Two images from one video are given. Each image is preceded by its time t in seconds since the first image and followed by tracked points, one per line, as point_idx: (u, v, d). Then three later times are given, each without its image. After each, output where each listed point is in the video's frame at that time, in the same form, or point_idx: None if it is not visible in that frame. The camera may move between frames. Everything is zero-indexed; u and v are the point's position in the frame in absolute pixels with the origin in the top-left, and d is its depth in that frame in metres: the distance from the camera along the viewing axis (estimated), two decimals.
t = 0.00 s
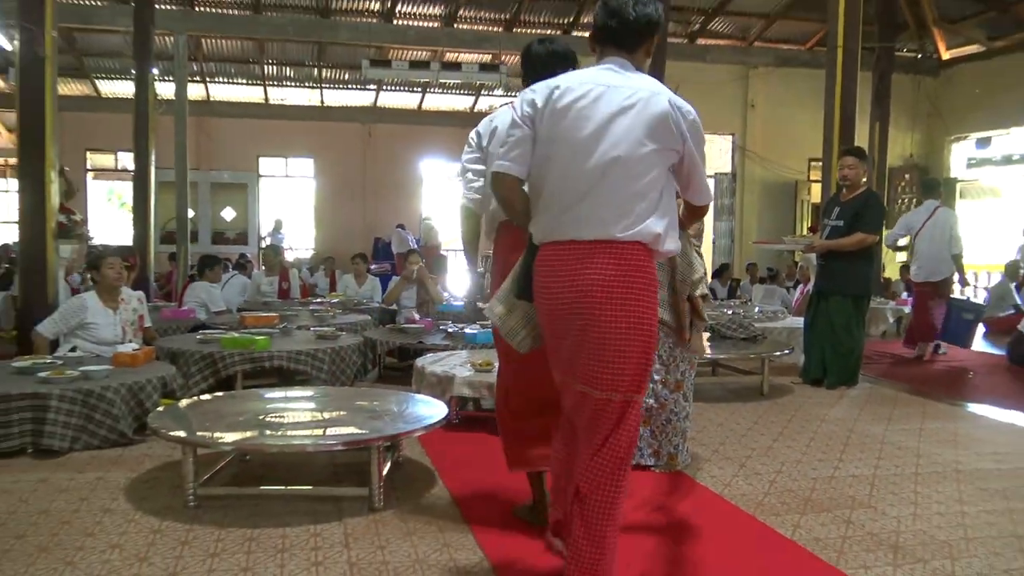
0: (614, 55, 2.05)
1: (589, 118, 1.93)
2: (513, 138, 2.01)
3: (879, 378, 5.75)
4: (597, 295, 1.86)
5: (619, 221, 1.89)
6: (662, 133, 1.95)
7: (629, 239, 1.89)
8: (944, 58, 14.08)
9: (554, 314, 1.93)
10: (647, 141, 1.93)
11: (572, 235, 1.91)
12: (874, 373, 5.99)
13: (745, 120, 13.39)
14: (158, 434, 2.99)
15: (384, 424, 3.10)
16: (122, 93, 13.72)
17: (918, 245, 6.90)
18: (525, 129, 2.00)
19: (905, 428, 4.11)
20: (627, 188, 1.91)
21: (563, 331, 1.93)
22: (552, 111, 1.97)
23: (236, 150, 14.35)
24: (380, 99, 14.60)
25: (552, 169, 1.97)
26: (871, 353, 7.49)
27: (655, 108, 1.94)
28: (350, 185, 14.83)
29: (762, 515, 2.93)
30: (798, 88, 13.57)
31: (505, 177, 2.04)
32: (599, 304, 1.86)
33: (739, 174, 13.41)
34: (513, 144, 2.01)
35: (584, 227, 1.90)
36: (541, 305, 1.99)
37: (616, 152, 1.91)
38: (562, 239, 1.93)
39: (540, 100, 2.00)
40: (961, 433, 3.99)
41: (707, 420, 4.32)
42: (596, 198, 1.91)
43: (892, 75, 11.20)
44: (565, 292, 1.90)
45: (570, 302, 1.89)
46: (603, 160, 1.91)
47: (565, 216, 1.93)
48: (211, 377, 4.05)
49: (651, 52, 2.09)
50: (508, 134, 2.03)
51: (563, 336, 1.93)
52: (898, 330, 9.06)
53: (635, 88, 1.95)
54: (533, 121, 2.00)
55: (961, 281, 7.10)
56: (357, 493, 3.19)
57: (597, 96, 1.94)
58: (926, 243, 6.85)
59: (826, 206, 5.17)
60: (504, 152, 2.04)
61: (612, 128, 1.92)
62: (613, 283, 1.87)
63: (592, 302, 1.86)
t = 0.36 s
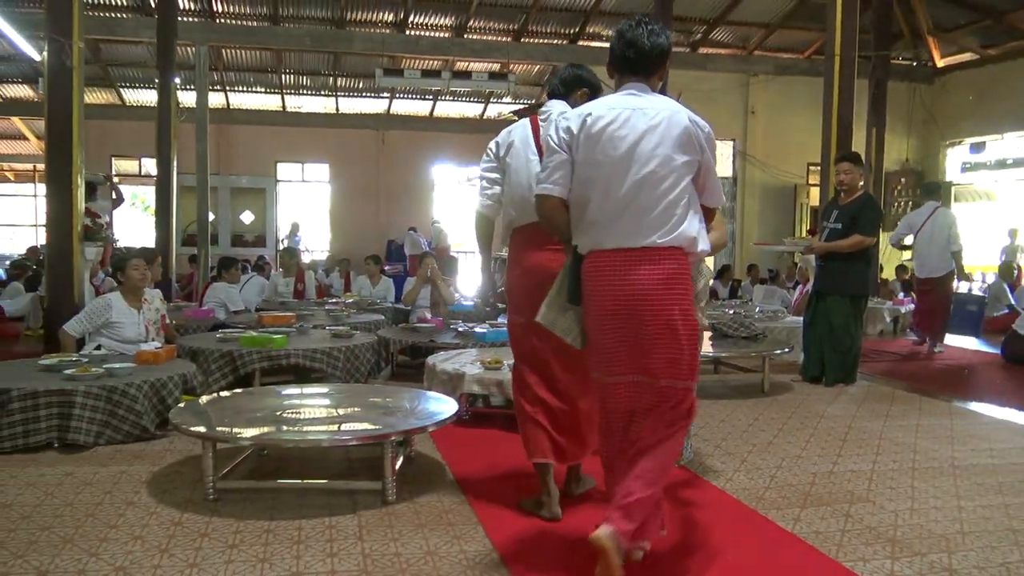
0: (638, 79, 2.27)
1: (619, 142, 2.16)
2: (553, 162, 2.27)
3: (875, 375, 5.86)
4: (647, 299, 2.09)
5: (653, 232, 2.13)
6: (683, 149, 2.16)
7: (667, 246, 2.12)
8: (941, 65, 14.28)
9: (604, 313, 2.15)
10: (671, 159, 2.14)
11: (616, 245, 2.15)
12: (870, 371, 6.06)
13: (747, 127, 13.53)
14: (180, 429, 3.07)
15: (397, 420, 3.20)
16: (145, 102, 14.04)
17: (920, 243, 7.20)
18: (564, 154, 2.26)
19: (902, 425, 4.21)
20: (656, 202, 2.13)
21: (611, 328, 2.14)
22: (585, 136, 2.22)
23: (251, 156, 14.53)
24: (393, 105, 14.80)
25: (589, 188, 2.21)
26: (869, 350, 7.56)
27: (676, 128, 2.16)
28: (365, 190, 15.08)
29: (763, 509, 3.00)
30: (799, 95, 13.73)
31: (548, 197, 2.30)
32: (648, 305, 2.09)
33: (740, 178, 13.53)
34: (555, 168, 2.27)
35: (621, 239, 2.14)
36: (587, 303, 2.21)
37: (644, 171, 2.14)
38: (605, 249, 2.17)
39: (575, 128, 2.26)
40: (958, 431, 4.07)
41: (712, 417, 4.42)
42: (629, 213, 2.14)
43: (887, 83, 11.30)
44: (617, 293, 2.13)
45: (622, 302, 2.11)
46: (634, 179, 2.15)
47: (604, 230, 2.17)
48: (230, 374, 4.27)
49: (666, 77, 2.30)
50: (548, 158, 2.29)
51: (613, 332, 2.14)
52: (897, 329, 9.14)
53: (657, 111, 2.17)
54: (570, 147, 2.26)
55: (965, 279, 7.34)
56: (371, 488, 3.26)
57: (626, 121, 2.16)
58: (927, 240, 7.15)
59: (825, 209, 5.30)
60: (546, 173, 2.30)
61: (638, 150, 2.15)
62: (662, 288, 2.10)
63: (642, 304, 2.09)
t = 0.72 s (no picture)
0: (673, 93, 2.57)
1: (660, 152, 2.45)
2: (597, 171, 2.57)
3: (885, 376, 5.84)
4: (699, 299, 2.47)
5: (695, 233, 2.46)
6: (718, 159, 2.48)
7: (706, 248, 2.47)
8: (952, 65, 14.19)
9: (663, 308, 2.46)
10: (709, 170, 2.46)
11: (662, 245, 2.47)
12: (880, 372, 6.05)
13: (756, 126, 13.50)
14: (190, 430, 3.09)
15: (406, 420, 3.21)
16: (156, 104, 14.11)
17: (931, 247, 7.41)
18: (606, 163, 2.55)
19: (913, 426, 4.19)
20: (695, 206, 2.44)
21: (664, 322, 2.46)
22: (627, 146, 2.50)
23: (261, 158, 14.60)
24: (402, 107, 14.81)
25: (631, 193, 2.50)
26: (878, 351, 7.54)
27: (712, 141, 2.47)
28: (374, 191, 15.12)
29: (772, 510, 3.00)
30: (807, 95, 13.70)
31: (592, 201, 2.60)
32: (701, 305, 2.47)
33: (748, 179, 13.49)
34: (599, 175, 2.58)
35: (666, 240, 2.46)
36: (638, 297, 2.49)
37: (686, 180, 2.44)
38: (652, 249, 2.48)
39: (617, 138, 2.53)
40: (968, 432, 4.05)
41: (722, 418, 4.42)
42: (672, 216, 2.45)
43: (898, 83, 11.24)
44: (671, 290, 2.45)
45: (677, 299, 2.46)
46: (675, 186, 2.45)
47: (649, 231, 2.48)
48: (240, 374, 4.28)
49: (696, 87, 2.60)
50: (591, 166, 2.58)
51: (667, 325, 2.46)
52: (907, 330, 9.12)
53: (695, 124, 2.47)
54: (611, 156, 2.55)
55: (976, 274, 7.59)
56: (379, 489, 3.27)
57: (667, 133, 2.46)
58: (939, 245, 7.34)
59: (836, 210, 5.27)
60: (589, 180, 2.59)
61: (678, 160, 2.44)
62: (710, 293, 2.49)
63: (695, 303, 2.46)
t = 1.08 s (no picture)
0: (732, 104, 2.74)
1: (723, 157, 2.60)
2: (660, 168, 2.66)
3: (896, 377, 5.82)
4: (739, 302, 2.61)
5: (749, 234, 2.62)
6: (772, 169, 2.66)
7: (758, 249, 2.63)
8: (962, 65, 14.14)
9: (706, 303, 2.62)
10: (764, 176, 2.63)
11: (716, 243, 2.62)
12: (890, 372, 6.04)
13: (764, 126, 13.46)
14: (201, 430, 3.10)
15: (414, 420, 3.21)
16: (166, 105, 14.17)
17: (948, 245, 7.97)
18: (671, 160, 2.65)
19: (924, 427, 4.17)
20: (750, 211, 2.61)
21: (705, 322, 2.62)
22: (692, 148, 2.62)
23: (271, 159, 14.66)
24: (411, 107, 14.82)
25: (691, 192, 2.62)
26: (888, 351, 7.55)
27: (768, 151, 2.65)
28: (383, 191, 15.15)
29: (782, 511, 2.99)
30: (817, 94, 13.65)
31: (651, 198, 2.70)
32: (742, 308, 2.61)
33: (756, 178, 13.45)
34: (662, 173, 2.66)
35: (723, 239, 2.61)
36: (684, 290, 2.67)
37: (744, 184, 2.60)
38: (704, 246, 2.63)
39: (683, 138, 2.64)
40: (980, 433, 4.04)
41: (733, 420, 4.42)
42: (728, 217, 2.61)
43: (909, 82, 11.20)
44: (711, 292, 2.62)
45: (720, 302, 2.61)
46: (733, 190, 2.61)
47: (705, 229, 2.63)
48: (250, 375, 4.29)
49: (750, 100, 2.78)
50: (654, 163, 2.68)
51: (706, 324, 2.62)
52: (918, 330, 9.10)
53: (754, 134, 2.64)
54: (676, 154, 2.65)
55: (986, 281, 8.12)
56: (389, 489, 3.28)
57: (729, 140, 2.62)
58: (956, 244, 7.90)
59: (847, 210, 5.26)
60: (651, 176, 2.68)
61: (737, 167, 2.61)
62: (750, 297, 2.62)
63: (734, 305, 2.60)
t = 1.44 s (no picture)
0: (751, 113, 2.86)
1: (747, 166, 2.72)
2: (687, 182, 2.78)
3: (913, 378, 5.78)
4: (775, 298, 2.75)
5: (778, 238, 2.73)
6: (795, 171, 2.75)
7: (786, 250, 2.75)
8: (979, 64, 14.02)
9: (739, 303, 2.77)
10: (788, 179, 2.73)
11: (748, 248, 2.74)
12: (906, 373, 6.00)
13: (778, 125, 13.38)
14: (217, 430, 3.12)
15: (429, 421, 3.22)
16: (182, 107, 14.24)
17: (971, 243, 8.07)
18: (697, 174, 2.77)
19: (942, 429, 4.14)
20: (777, 215, 2.72)
21: (744, 319, 2.76)
22: (716, 159, 2.74)
23: (285, 159, 14.72)
24: (425, 108, 14.82)
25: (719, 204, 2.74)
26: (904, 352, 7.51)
27: (789, 154, 2.74)
28: (398, 191, 15.19)
29: (797, 513, 2.97)
30: (831, 93, 13.56)
31: (681, 211, 2.83)
32: (776, 303, 2.74)
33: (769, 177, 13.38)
34: (690, 186, 2.79)
35: (752, 243, 2.73)
36: (718, 290, 2.82)
37: (768, 190, 2.71)
38: (735, 251, 2.76)
39: (706, 152, 2.77)
40: (999, 435, 4.00)
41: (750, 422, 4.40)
42: (757, 221, 2.72)
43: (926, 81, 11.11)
44: (748, 289, 2.75)
45: (757, 298, 2.75)
46: (758, 196, 2.72)
47: (735, 237, 2.75)
48: (265, 375, 4.31)
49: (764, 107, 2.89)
50: (681, 177, 2.80)
51: (745, 320, 2.76)
52: (934, 331, 9.03)
53: (775, 139, 2.74)
54: (701, 167, 2.78)
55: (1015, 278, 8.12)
56: (403, 489, 3.29)
57: (753, 149, 2.73)
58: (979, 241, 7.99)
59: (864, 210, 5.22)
60: (679, 190, 2.81)
61: (761, 174, 2.72)
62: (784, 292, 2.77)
63: (769, 301, 2.75)
